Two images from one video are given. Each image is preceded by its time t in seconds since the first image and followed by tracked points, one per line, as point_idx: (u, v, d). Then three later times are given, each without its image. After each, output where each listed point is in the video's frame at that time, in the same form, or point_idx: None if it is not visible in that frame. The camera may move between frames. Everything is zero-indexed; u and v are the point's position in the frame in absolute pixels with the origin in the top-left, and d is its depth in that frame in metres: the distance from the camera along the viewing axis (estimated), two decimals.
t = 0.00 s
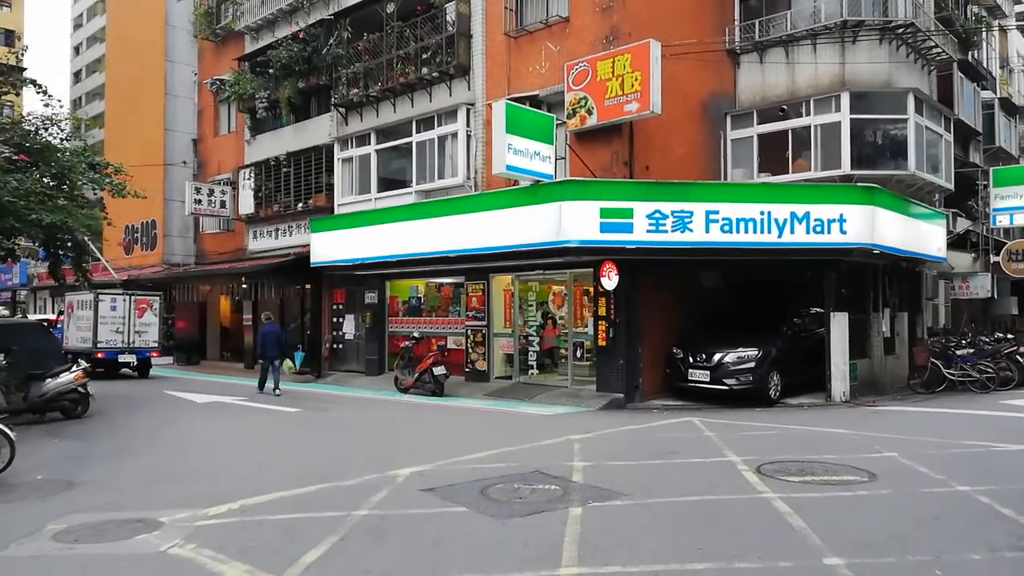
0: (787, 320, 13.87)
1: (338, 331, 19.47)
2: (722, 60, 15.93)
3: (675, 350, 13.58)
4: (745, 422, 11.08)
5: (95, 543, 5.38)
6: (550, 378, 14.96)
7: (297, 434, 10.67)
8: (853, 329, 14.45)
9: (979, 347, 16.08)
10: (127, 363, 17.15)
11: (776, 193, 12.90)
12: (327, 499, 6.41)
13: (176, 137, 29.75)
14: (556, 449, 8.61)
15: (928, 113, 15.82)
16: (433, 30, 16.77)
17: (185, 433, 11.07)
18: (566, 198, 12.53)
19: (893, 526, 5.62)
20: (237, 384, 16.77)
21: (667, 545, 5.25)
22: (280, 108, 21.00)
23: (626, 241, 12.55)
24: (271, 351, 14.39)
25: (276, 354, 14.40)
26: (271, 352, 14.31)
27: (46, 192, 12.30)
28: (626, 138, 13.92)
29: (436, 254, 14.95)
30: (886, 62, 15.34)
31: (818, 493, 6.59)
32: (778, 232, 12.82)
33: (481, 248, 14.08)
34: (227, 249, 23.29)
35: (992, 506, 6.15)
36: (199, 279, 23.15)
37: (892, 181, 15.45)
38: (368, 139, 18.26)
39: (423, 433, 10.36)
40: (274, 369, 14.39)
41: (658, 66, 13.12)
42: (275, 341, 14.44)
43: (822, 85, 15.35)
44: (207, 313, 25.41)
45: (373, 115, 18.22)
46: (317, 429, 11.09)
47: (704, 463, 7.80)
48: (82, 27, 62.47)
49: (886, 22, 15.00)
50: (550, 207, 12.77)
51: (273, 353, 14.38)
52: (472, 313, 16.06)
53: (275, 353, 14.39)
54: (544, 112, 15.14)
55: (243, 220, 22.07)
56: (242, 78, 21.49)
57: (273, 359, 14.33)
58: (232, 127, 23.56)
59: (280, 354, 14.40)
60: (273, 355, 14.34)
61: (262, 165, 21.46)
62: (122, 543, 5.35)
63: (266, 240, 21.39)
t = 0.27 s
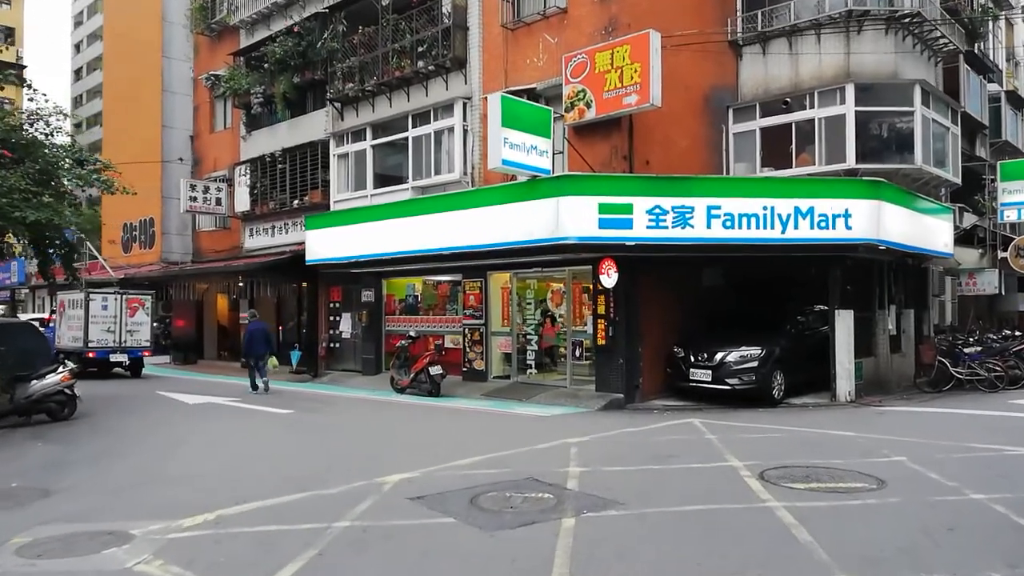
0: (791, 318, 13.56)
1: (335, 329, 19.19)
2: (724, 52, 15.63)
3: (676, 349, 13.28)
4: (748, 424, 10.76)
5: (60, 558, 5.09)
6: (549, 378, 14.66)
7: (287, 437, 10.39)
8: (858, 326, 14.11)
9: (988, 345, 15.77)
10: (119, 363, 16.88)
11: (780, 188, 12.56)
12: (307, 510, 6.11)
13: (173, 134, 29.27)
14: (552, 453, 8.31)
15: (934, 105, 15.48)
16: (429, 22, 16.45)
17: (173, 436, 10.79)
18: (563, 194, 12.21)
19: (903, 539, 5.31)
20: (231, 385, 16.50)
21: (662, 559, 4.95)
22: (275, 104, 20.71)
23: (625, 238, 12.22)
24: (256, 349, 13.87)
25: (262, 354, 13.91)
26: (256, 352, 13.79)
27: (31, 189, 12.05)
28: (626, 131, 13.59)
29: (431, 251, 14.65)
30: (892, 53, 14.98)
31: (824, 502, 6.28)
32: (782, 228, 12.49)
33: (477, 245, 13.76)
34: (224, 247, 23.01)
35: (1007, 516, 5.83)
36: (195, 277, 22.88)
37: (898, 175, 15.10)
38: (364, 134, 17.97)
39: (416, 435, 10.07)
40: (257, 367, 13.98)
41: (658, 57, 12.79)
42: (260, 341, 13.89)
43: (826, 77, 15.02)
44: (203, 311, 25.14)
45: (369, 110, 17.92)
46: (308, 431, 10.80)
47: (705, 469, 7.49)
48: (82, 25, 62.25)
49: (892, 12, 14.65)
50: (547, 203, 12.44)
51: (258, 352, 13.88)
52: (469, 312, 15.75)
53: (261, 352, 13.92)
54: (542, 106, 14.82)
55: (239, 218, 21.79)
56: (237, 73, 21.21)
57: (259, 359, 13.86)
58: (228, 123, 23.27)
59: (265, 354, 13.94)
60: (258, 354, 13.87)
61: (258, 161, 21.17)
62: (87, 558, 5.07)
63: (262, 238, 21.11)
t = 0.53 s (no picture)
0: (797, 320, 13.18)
1: (332, 330, 18.86)
2: (729, 48, 15.30)
3: (679, 352, 12.91)
4: (754, 429, 10.39)
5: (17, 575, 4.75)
6: (548, 381, 14.29)
7: (276, 442, 10.05)
8: (867, 329, 13.73)
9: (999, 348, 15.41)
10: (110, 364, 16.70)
11: (786, 186, 12.20)
12: (287, 522, 5.76)
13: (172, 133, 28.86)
14: (548, 461, 7.96)
15: (944, 102, 15.10)
16: (426, 17, 16.10)
17: (158, 440, 10.45)
18: (563, 192, 11.83)
19: (923, 557, 4.95)
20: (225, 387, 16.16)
21: None
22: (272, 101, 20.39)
23: (627, 237, 11.84)
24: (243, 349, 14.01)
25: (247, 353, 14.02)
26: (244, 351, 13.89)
27: (13, 184, 11.72)
28: (628, 128, 13.20)
29: (428, 251, 14.29)
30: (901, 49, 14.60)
31: (835, 515, 5.92)
32: (788, 227, 12.12)
33: (474, 244, 13.38)
34: (220, 246, 22.71)
35: None
36: (191, 277, 22.56)
37: (907, 173, 14.73)
38: (361, 131, 17.62)
39: (408, 440, 9.72)
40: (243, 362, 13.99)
41: (661, 51, 12.44)
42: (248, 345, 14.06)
43: (834, 73, 14.66)
44: (200, 312, 24.82)
45: (367, 107, 17.58)
46: (298, 436, 10.46)
47: (709, 478, 7.13)
48: (84, 25, 62.07)
49: (901, 7, 14.27)
50: (546, 201, 12.07)
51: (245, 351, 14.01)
52: (467, 313, 15.39)
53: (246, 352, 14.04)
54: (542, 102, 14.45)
55: (236, 217, 21.48)
56: (234, 70, 20.90)
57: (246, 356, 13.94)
58: (225, 121, 22.96)
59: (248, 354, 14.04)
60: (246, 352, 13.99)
61: (254, 159, 20.85)
62: None
63: (258, 237, 20.79)
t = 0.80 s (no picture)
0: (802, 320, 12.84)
1: (328, 329, 18.56)
2: (733, 41, 14.96)
3: (681, 352, 12.59)
4: (758, 433, 10.06)
5: None
6: (547, 381, 13.97)
7: (265, 445, 9.76)
8: (874, 329, 13.37)
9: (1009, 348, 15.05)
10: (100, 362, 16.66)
11: (792, 182, 11.86)
12: (266, 536, 5.45)
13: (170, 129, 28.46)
14: (544, 467, 7.65)
15: (954, 97, 14.73)
16: (424, 9, 15.76)
17: (144, 442, 10.16)
18: (562, 188, 11.48)
19: None
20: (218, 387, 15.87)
21: None
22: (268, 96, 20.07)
23: (627, 234, 11.50)
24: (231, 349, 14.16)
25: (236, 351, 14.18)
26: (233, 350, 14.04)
27: None
28: (629, 122, 12.84)
29: (424, 249, 13.95)
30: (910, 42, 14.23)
31: (845, 529, 5.60)
32: (794, 224, 11.78)
33: (471, 242, 13.04)
34: (216, 243, 22.42)
35: None
36: (187, 275, 22.28)
37: (915, 170, 14.38)
38: (358, 127, 17.29)
39: (401, 444, 9.42)
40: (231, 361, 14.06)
41: (663, 43, 12.09)
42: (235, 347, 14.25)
43: (840, 67, 14.31)
44: (197, 309, 24.54)
45: (363, 102, 17.26)
46: (288, 439, 10.16)
47: (712, 487, 6.81)
48: (85, 22, 61.82)
49: None
50: (545, 198, 11.72)
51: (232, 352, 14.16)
52: (465, 312, 15.06)
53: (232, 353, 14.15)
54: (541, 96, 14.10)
55: (232, 214, 21.19)
56: (230, 64, 20.60)
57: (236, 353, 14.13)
58: (221, 117, 22.66)
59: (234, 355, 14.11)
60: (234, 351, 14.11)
61: (250, 155, 20.54)
62: None
63: (254, 234, 20.50)
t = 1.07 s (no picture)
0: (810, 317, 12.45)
1: (325, 326, 18.22)
2: (738, 31, 14.55)
3: (685, 350, 12.21)
4: (765, 435, 9.68)
5: None
6: (547, 381, 13.59)
7: (252, 447, 9.40)
8: (885, 326, 12.96)
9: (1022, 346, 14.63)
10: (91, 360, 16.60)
11: (799, 174, 11.45)
12: (238, 550, 5.08)
13: (168, 125, 28.04)
14: (540, 472, 7.28)
15: (966, 87, 14.30)
16: None
17: (128, 445, 9.81)
18: (561, 180, 11.08)
19: None
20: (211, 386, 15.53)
21: None
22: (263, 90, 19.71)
23: (629, 228, 11.09)
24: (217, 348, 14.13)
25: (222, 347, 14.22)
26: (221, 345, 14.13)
27: None
28: (631, 113, 12.45)
29: (420, 244, 13.56)
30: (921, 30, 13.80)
31: (861, 540, 5.22)
32: (801, 218, 11.37)
33: (468, 237, 12.65)
34: (213, 240, 22.09)
35: None
36: (182, 271, 21.96)
37: (926, 162, 13.97)
38: (354, 120, 16.92)
39: (393, 446, 9.06)
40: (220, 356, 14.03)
41: (666, 31, 11.69)
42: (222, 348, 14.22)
43: (849, 57, 13.89)
44: (193, 307, 24.21)
45: (360, 94, 16.90)
46: (277, 440, 9.81)
47: (717, 493, 6.43)
48: (86, 19, 61.55)
49: None
50: (543, 190, 11.32)
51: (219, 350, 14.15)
52: (463, 309, 14.68)
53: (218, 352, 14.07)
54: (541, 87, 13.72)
55: (227, 209, 20.85)
56: (224, 57, 20.25)
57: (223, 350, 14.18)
58: (217, 112, 22.32)
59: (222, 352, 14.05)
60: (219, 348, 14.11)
61: (246, 150, 20.18)
62: None
63: (250, 230, 20.15)
